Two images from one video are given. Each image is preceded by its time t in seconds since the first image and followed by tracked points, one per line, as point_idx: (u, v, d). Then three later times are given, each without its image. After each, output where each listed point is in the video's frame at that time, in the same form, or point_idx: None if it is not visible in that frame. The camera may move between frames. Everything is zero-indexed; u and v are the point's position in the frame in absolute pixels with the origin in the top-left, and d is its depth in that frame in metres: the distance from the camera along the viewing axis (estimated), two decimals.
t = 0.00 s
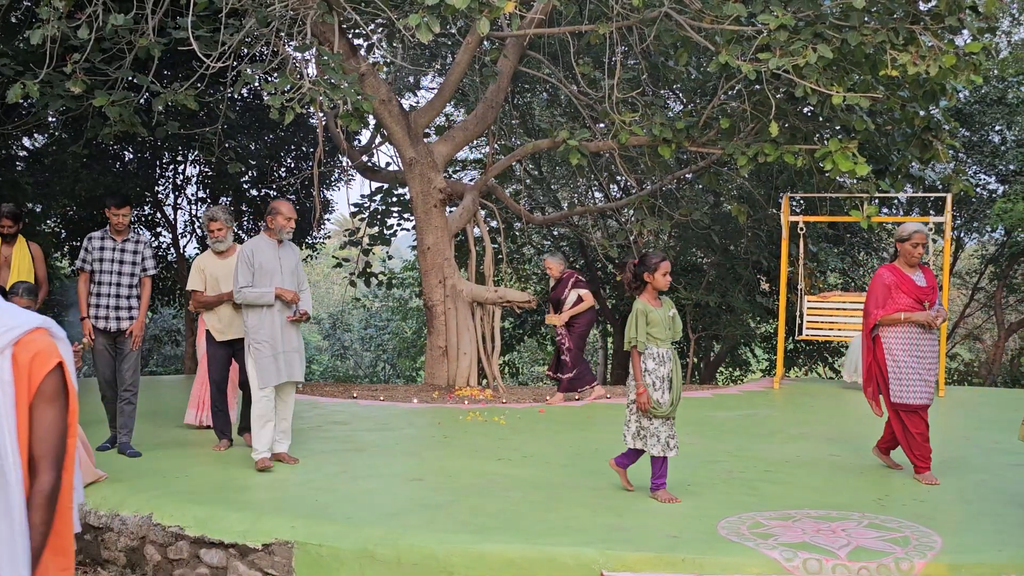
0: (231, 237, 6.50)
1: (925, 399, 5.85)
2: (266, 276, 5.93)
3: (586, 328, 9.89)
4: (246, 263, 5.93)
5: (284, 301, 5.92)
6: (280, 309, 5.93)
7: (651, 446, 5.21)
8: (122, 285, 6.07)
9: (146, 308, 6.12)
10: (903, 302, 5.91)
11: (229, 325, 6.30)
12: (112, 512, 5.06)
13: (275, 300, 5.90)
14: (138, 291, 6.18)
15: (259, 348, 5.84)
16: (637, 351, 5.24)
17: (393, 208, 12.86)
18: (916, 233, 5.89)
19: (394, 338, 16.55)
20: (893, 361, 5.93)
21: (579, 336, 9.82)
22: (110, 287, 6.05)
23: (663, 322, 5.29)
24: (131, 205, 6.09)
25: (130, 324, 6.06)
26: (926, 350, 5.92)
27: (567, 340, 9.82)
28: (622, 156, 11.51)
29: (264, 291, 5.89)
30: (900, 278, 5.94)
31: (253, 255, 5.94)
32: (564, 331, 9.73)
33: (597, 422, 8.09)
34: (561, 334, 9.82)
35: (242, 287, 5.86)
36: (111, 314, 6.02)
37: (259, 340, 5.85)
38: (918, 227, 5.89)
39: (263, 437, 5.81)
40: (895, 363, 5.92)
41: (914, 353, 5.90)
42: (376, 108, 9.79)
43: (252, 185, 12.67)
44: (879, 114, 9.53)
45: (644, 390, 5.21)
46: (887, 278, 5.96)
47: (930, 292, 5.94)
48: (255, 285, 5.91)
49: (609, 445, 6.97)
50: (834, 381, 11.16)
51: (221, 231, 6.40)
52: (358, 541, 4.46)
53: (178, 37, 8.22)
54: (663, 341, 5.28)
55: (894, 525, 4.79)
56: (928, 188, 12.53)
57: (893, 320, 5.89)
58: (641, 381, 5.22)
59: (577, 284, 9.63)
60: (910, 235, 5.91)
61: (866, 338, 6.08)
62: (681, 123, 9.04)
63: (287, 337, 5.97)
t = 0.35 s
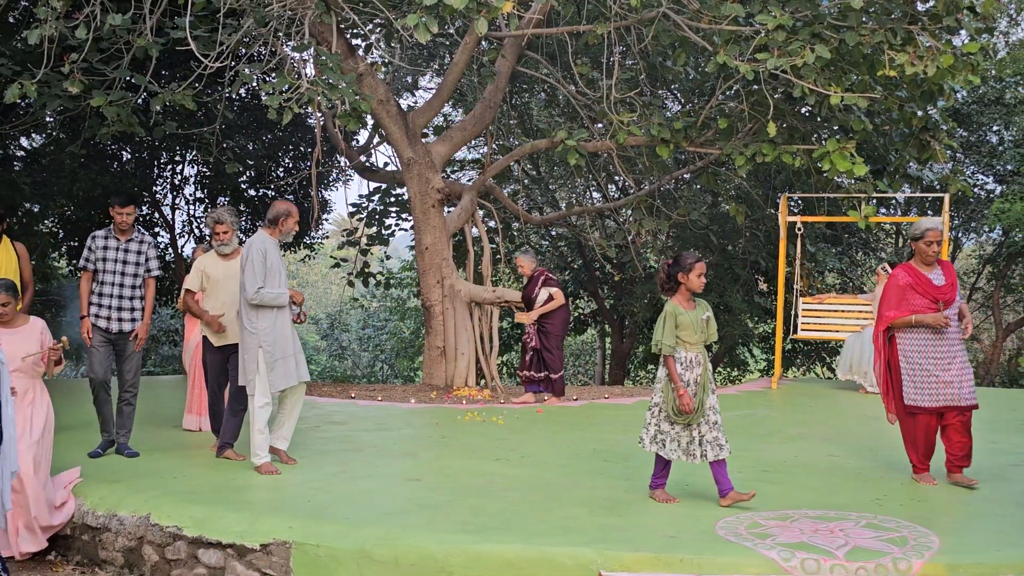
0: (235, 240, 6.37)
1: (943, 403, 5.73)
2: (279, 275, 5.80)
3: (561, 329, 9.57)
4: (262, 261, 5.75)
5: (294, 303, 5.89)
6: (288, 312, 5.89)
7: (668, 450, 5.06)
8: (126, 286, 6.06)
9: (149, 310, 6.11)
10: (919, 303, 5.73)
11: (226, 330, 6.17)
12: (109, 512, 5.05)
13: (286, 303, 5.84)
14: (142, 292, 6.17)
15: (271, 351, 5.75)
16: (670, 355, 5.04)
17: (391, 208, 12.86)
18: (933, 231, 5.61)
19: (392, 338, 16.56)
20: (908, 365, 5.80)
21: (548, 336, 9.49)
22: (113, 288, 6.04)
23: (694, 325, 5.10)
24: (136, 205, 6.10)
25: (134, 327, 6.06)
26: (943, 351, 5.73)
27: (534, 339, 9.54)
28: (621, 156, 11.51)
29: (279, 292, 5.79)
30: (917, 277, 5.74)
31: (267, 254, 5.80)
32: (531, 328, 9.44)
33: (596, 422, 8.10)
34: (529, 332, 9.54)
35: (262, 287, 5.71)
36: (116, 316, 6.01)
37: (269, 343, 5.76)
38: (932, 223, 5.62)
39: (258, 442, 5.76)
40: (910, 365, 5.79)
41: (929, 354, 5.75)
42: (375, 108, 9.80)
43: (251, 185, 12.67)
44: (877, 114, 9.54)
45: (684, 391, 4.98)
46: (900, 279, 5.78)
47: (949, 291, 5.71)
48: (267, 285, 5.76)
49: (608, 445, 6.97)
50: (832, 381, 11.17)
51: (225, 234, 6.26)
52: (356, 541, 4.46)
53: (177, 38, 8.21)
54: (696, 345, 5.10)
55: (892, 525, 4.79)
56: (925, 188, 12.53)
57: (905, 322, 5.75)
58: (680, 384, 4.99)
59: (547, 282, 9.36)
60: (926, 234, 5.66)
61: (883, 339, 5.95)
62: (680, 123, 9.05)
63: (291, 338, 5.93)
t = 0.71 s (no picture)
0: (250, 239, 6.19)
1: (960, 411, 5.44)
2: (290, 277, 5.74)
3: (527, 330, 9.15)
4: (276, 264, 5.68)
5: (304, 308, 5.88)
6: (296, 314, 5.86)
7: (725, 452, 4.90)
8: (124, 287, 6.03)
9: (149, 311, 6.10)
10: (944, 304, 5.49)
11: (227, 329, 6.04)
12: (108, 513, 5.05)
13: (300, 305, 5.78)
14: (139, 293, 6.14)
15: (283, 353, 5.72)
16: (707, 351, 4.99)
17: (390, 208, 12.86)
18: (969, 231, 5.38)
19: (391, 338, 16.56)
20: (926, 368, 5.59)
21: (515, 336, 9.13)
22: (112, 290, 6.00)
23: (735, 323, 5.01)
24: (129, 205, 6.05)
25: (134, 329, 6.04)
26: (967, 357, 5.46)
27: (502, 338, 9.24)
28: (620, 156, 11.51)
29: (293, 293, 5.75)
30: (945, 278, 5.49)
31: (280, 256, 5.72)
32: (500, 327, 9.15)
33: (594, 422, 8.10)
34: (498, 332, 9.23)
35: (280, 291, 5.64)
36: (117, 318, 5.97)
37: (276, 345, 5.70)
38: (970, 223, 5.39)
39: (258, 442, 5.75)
40: (931, 370, 5.56)
41: (952, 359, 5.49)
42: (374, 108, 9.78)
43: (249, 185, 12.66)
44: (876, 114, 9.54)
45: (715, 391, 4.90)
46: (928, 278, 5.54)
47: (979, 295, 5.43)
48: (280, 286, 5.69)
49: (607, 445, 6.98)
50: (831, 381, 11.18)
51: (242, 231, 6.08)
52: (355, 541, 4.46)
53: (175, 38, 8.20)
54: (739, 343, 5.01)
55: (891, 525, 4.80)
56: (924, 188, 12.54)
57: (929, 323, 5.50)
58: (712, 381, 4.91)
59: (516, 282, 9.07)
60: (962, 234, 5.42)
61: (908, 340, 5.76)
62: (679, 123, 9.04)
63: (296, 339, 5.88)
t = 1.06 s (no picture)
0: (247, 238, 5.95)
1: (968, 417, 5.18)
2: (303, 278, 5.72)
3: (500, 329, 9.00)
4: (284, 264, 5.66)
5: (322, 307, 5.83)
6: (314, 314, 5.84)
7: (759, 464, 4.76)
8: (118, 287, 6.03)
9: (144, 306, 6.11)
10: (955, 305, 5.21)
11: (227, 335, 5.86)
12: (107, 513, 5.04)
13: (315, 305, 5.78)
14: (132, 291, 6.14)
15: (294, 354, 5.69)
16: (737, 357, 4.89)
17: (389, 208, 12.86)
18: (986, 230, 5.11)
19: (391, 338, 16.56)
20: (935, 371, 5.30)
21: (490, 339, 8.99)
22: (107, 290, 5.99)
23: (770, 330, 4.86)
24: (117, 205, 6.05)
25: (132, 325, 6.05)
26: (976, 362, 5.21)
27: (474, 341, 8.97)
28: (619, 156, 11.49)
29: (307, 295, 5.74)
30: (957, 278, 5.22)
31: (288, 256, 5.69)
32: (474, 333, 8.90)
33: (594, 422, 8.10)
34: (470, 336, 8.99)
35: (285, 291, 5.61)
36: (114, 318, 5.97)
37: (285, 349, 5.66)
38: (988, 221, 5.11)
39: (268, 441, 5.76)
40: (937, 371, 5.28)
41: (959, 362, 5.23)
42: (374, 108, 9.77)
43: (249, 185, 12.65)
44: (875, 114, 9.54)
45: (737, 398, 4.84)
46: (940, 277, 5.27)
47: (993, 297, 5.17)
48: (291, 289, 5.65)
49: (607, 445, 6.98)
50: (830, 381, 11.18)
51: (239, 230, 5.86)
52: (354, 541, 4.46)
53: (175, 38, 8.20)
54: (773, 351, 4.87)
55: (890, 525, 4.80)
56: (923, 188, 12.54)
57: (936, 324, 5.24)
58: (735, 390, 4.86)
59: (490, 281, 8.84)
60: (980, 232, 5.15)
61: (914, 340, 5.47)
62: (678, 123, 9.05)
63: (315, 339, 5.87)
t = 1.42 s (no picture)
0: (231, 232, 5.82)
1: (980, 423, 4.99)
2: (314, 280, 5.68)
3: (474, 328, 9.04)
4: (288, 265, 5.67)
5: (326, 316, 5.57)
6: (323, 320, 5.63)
7: (784, 469, 4.62)
8: (118, 289, 6.01)
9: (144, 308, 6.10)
10: (956, 308, 5.02)
11: (227, 333, 5.75)
12: (106, 513, 5.04)
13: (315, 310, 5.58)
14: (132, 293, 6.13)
15: (306, 353, 5.58)
16: (768, 359, 4.67)
17: (389, 208, 12.86)
18: (980, 227, 4.93)
19: (390, 338, 16.56)
20: (943, 378, 5.08)
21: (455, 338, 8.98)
22: (107, 291, 5.97)
23: (801, 330, 4.65)
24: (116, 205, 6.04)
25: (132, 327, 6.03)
26: (982, 367, 5.00)
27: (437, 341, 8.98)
28: (618, 156, 11.48)
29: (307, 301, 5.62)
30: (956, 280, 5.03)
31: (295, 257, 5.69)
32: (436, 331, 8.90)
33: (593, 422, 8.10)
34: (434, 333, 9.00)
35: (282, 292, 5.63)
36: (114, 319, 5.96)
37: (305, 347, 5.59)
38: (982, 218, 4.93)
39: (317, 446, 5.53)
40: (942, 379, 5.09)
41: (965, 369, 5.04)
42: (373, 109, 9.77)
43: (248, 185, 12.64)
44: (874, 114, 9.54)
45: (777, 398, 4.58)
46: (937, 282, 5.07)
47: (993, 296, 4.98)
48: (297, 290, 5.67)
49: (606, 445, 6.98)
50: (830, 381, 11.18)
51: (223, 223, 5.74)
52: (353, 542, 4.46)
53: (175, 38, 8.19)
54: (805, 350, 4.64)
55: (890, 525, 4.80)
56: (922, 188, 12.55)
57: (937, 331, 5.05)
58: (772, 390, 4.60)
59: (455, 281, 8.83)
60: (973, 230, 4.96)
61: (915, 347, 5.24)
62: (678, 124, 9.05)
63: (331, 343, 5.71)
